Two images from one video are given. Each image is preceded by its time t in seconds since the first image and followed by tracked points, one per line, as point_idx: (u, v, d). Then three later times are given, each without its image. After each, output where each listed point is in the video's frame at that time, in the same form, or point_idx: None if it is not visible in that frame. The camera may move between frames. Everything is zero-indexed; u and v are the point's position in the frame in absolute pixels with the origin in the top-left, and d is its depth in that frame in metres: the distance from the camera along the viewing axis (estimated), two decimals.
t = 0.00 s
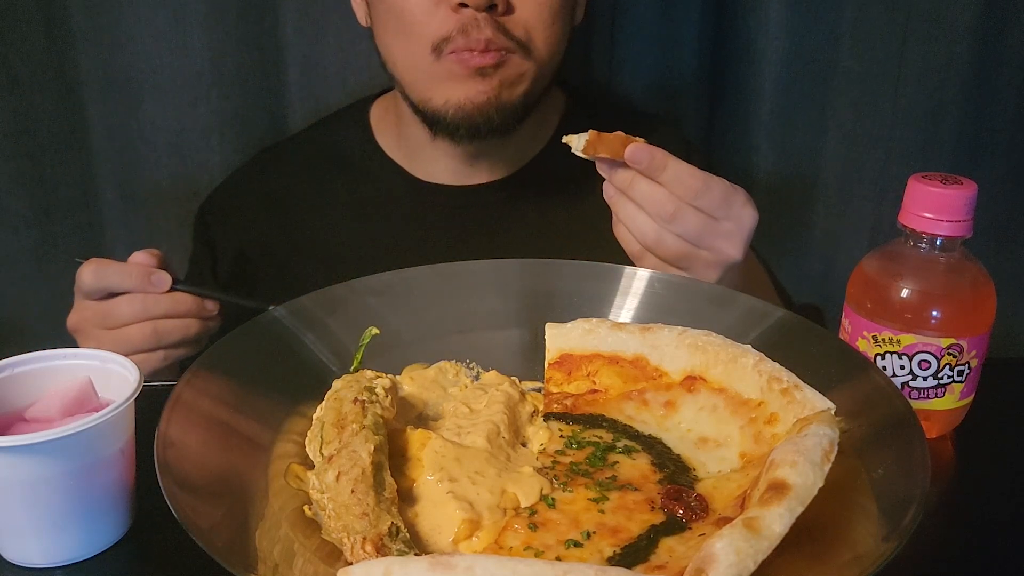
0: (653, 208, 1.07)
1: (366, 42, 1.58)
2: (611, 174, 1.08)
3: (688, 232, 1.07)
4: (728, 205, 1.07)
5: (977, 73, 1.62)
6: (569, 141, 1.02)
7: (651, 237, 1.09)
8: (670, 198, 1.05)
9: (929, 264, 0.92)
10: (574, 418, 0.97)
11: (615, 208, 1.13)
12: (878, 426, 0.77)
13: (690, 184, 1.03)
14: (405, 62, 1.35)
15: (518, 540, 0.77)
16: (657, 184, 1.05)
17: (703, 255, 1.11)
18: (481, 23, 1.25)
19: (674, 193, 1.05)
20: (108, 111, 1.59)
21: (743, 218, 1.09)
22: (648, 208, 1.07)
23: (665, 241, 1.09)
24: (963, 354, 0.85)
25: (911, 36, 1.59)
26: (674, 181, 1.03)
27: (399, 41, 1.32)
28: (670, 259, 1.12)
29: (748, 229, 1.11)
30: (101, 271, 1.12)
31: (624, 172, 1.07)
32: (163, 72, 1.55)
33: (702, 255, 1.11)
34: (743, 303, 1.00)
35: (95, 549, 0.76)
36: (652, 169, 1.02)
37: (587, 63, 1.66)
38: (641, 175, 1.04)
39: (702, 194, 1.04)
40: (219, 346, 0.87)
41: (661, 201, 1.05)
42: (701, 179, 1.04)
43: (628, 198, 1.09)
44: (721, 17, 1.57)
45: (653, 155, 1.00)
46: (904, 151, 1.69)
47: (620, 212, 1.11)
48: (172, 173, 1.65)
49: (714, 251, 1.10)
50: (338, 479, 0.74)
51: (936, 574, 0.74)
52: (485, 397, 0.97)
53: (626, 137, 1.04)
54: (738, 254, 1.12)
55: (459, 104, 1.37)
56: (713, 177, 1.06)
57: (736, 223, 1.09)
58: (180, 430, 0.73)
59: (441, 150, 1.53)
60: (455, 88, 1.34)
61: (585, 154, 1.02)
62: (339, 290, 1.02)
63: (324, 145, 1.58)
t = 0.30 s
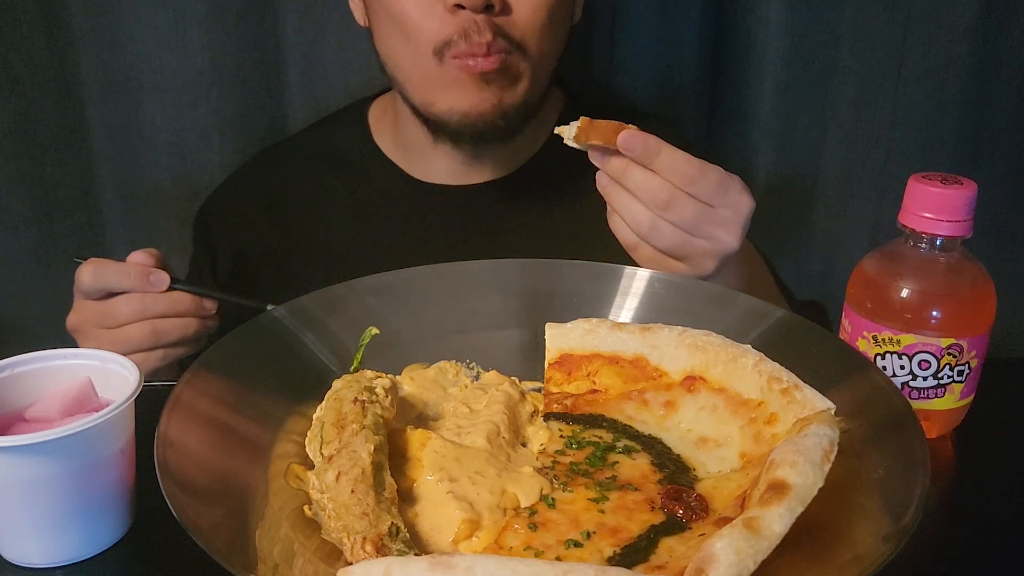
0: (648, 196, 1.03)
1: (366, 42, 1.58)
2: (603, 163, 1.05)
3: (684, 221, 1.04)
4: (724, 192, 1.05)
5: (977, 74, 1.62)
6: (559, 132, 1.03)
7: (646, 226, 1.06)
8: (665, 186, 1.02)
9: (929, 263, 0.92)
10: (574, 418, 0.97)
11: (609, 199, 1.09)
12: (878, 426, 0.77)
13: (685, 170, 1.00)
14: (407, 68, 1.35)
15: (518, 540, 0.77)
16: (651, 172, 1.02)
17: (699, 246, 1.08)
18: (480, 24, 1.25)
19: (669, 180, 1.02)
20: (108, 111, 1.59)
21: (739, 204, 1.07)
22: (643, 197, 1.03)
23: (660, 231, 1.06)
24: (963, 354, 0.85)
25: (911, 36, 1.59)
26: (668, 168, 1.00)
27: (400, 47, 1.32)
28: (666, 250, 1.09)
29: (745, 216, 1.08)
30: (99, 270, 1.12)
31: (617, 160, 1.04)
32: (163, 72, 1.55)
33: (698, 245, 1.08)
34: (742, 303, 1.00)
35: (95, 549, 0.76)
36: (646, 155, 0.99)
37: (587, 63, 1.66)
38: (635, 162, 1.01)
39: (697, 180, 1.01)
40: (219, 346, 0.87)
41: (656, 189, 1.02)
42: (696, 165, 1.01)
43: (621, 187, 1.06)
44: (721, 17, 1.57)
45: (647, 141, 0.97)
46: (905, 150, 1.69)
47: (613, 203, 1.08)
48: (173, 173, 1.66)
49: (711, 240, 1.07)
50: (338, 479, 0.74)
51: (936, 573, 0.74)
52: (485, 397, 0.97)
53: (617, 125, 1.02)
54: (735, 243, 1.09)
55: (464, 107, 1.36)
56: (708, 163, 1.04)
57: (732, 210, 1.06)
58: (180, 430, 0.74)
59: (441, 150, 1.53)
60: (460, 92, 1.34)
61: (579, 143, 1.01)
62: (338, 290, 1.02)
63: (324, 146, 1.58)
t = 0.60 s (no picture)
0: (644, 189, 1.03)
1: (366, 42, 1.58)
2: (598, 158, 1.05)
3: (682, 212, 1.04)
4: (721, 182, 1.05)
5: (977, 74, 1.62)
6: (556, 130, 1.00)
7: (643, 219, 1.06)
8: (661, 177, 1.02)
9: (929, 263, 0.92)
10: (574, 418, 0.97)
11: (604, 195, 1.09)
12: (878, 426, 0.77)
13: (681, 160, 1.00)
14: (402, 66, 1.35)
15: (518, 540, 0.77)
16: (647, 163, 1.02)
17: (697, 238, 1.07)
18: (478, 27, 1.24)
19: (665, 171, 1.01)
20: (108, 111, 1.59)
21: (736, 195, 1.07)
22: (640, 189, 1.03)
23: (657, 223, 1.06)
24: (963, 354, 0.85)
25: (911, 36, 1.59)
26: (665, 157, 1.00)
27: (396, 45, 1.32)
28: (664, 243, 1.08)
29: (742, 208, 1.08)
30: (97, 269, 1.12)
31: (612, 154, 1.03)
32: (163, 71, 1.55)
33: (696, 237, 1.07)
34: (742, 303, 1.00)
35: (95, 549, 0.76)
36: (642, 145, 0.99)
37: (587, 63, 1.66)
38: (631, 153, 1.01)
39: (693, 170, 1.01)
40: (219, 347, 0.87)
41: (653, 181, 1.01)
42: (692, 154, 1.01)
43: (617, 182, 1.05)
44: (721, 17, 1.57)
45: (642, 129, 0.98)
46: (904, 150, 1.69)
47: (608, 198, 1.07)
48: (173, 173, 1.66)
49: (709, 232, 1.07)
50: (338, 479, 0.74)
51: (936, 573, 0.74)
52: (485, 397, 0.97)
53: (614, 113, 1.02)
54: (731, 235, 1.09)
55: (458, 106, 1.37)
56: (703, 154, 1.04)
57: (729, 201, 1.06)
58: (180, 430, 0.73)
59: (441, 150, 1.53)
60: (455, 92, 1.34)
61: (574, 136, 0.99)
62: (339, 291, 1.02)
63: (324, 146, 1.58)
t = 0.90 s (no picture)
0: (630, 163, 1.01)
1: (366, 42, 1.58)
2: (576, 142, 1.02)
3: (671, 183, 1.02)
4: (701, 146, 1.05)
5: (977, 74, 1.62)
6: (529, 131, 1.04)
7: (631, 197, 1.04)
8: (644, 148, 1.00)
9: (929, 263, 0.92)
10: (574, 418, 0.97)
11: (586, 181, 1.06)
12: (878, 426, 0.77)
13: (660, 125, 1.00)
14: (408, 63, 1.34)
15: (518, 540, 0.77)
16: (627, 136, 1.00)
17: (688, 208, 1.06)
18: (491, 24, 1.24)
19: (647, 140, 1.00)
20: (108, 111, 1.59)
21: (717, 158, 1.07)
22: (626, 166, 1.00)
23: (646, 199, 1.04)
24: (963, 354, 0.85)
25: (911, 37, 1.59)
26: (645, 124, 0.99)
27: (404, 41, 1.31)
28: (655, 220, 1.07)
29: (727, 171, 1.08)
30: (100, 266, 1.12)
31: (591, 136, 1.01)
32: (163, 72, 1.55)
33: (686, 208, 1.06)
34: (742, 303, 1.00)
35: (95, 549, 0.76)
36: (622, 113, 0.98)
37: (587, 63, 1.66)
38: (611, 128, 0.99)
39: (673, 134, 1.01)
40: (220, 347, 0.87)
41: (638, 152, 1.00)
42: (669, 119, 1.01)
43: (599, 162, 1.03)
44: (721, 17, 1.57)
45: (620, 96, 0.97)
46: (904, 150, 1.69)
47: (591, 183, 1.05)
48: (173, 173, 1.66)
49: (699, 200, 1.06)
50: (338, 479, 0.74)
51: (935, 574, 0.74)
52: (485, 397, 0.97)
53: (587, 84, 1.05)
54: (720, 201, 1.08)
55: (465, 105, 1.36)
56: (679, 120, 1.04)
57: (712, 165, 1.07)
58: (181, 430, 0.73)
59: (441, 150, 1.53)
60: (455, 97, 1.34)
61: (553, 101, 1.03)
62: (339, 291, 1.02)
63: (324, 146, 1.58)
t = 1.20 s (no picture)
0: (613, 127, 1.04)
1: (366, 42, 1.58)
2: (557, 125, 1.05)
3: (654, 141, 1.06)
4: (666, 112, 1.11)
5: (977, 74, 1.62)
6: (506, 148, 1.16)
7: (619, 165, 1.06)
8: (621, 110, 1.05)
9: (929, 263, 0.92)
10: (574, 418, 0.97)
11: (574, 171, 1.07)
12: (878, 426, 0.77)
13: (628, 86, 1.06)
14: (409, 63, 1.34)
15: (518, 540, 0.77)
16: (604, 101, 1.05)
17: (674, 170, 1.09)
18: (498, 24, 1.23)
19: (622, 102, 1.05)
20: (108, 111, 1.59)
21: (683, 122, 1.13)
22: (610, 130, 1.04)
23: (635, 163, 1.07)
24: (963, 354, 0.85)
25: (911, 37, 1.59)
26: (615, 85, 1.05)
27: (405, 41, 1.32)
28: (648, 187, 1.08)
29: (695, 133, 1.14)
30: (97, 267, 1.11)
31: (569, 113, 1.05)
32: (163, 72, 1.56)
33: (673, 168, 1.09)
34: (742, 303, 1.00)
35: (95, 549, 0.76)
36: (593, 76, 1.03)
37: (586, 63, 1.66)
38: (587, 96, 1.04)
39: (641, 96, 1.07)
40: (221, 348, 0.87)
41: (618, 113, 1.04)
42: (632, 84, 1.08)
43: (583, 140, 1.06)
44: (721, 17, 1.57)
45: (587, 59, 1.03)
46: (905, 150, 1.69)
47: (579, 173, 1.07)
48: (173, 173, 1.66)
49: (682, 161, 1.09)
50: (338, 479, 0.74)
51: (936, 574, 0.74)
52: (485, 397, 0.97)
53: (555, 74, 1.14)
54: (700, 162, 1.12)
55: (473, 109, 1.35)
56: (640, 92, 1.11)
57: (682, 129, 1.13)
58: (181, 430, 0.73)
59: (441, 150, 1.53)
60: (455, 97, 1.34)
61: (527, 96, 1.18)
62: (338, 291, 1.02)
63: (324, 146, 1.58)
